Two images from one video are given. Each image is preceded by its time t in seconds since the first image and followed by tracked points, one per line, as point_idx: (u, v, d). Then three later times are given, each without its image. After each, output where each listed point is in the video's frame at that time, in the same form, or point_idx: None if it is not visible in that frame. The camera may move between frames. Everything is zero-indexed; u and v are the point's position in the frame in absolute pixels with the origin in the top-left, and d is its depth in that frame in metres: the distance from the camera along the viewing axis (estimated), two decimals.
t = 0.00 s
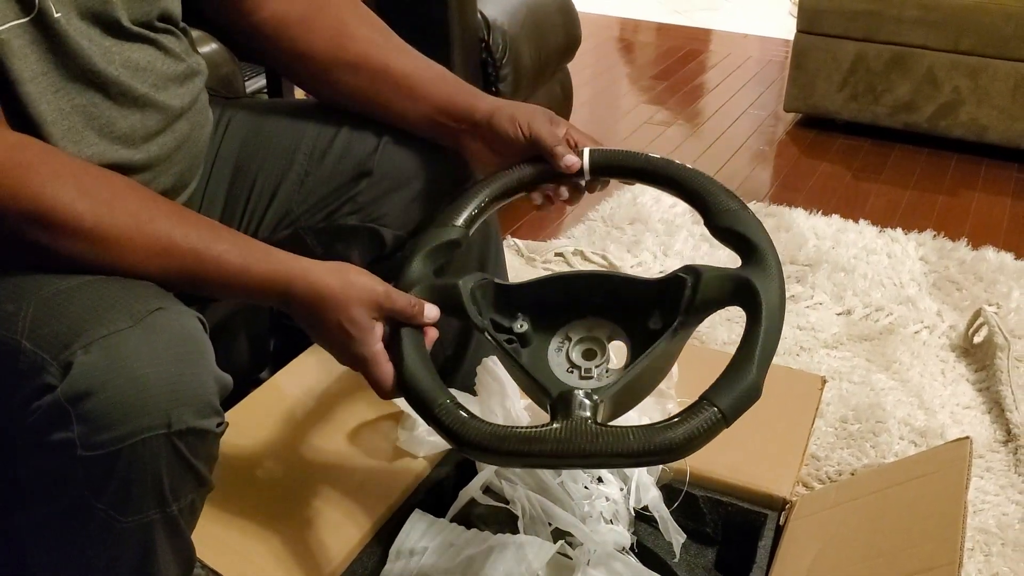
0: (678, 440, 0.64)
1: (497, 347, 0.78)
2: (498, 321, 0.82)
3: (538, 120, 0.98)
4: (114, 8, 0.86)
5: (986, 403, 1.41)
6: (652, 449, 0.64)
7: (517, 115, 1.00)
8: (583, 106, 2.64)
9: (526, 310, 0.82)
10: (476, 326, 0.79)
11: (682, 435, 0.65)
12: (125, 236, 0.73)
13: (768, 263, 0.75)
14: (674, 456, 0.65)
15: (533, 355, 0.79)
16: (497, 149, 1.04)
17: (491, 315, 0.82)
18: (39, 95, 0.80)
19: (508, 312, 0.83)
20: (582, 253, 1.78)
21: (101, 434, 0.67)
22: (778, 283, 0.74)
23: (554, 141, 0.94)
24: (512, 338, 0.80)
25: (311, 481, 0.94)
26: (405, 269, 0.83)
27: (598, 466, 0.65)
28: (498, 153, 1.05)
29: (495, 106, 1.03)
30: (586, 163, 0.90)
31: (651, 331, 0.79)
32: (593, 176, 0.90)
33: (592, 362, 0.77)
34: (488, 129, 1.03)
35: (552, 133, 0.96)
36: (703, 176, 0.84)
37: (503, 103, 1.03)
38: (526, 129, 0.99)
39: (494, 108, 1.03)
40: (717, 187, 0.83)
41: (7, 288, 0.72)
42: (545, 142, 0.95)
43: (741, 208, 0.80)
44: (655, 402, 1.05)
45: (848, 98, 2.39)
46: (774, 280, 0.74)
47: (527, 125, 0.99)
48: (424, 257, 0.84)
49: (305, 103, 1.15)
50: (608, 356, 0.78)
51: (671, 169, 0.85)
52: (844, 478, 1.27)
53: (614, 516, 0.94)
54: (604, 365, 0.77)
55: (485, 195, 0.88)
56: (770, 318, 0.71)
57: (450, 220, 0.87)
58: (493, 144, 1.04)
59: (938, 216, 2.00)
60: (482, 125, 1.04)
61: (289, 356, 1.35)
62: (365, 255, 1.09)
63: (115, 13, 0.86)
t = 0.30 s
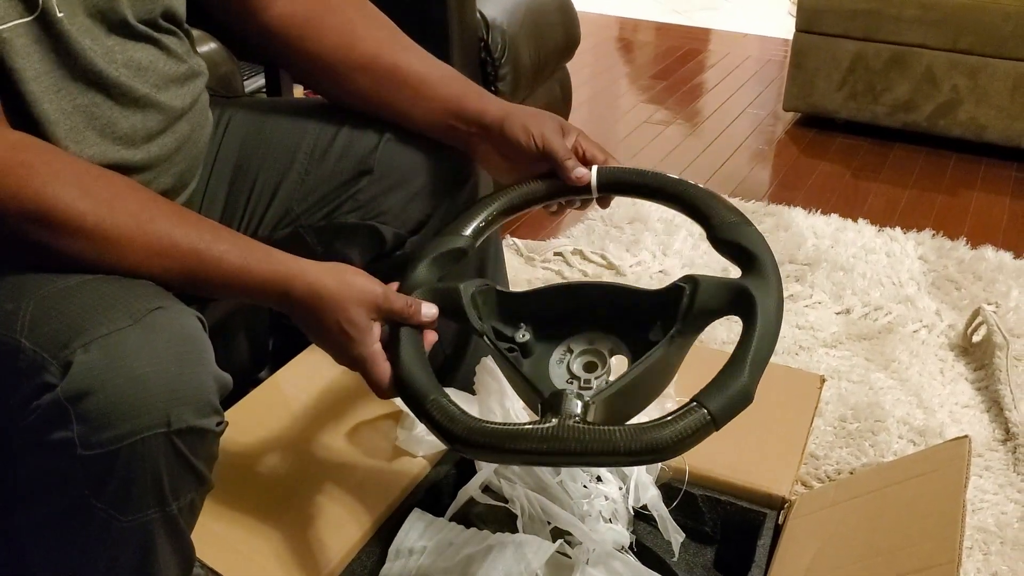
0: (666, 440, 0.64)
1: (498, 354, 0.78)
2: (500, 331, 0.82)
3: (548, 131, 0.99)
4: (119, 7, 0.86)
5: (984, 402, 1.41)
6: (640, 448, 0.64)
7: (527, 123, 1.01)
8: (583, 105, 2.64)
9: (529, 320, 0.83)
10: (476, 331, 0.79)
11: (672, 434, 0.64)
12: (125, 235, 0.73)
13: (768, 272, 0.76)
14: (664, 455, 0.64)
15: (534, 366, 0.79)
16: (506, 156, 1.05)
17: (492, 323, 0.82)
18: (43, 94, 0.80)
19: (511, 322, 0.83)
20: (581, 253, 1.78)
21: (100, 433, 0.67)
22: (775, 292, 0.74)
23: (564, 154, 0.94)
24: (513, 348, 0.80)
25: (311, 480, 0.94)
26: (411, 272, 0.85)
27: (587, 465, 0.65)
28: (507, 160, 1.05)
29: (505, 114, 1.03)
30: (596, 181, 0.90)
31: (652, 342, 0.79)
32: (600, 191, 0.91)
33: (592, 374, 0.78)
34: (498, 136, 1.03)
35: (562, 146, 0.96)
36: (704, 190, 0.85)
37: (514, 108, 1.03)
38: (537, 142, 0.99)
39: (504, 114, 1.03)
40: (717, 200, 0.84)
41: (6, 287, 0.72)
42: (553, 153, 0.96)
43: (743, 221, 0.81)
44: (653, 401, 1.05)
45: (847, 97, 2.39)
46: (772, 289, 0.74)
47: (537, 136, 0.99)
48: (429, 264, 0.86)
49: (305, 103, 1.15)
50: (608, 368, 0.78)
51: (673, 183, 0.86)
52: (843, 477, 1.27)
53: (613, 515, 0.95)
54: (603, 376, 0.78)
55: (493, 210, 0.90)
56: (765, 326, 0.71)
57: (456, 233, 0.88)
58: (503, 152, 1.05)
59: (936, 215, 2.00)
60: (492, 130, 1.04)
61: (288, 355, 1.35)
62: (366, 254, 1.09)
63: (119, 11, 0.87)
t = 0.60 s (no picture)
0: (661, 446, 0.64)
1: (495, 357, 0.78)
2: (499, 333, 0.82)
3: (552, 137, 0.99)
4: (121, 7, 0.86)
5: (983, 402, 1.41)
6: (636, 454, 0.64)
7: (531, 128, 1.01)
8: (581, 105, 2.64)
9: (529, 323, 0.83)
10: (475, 333, 0.79)
11: (667, 441, 0.64)
12: (124, 236, 0.73)
13: (768, 283, 0.76)
14: (660, 462, 0.64)
15: (532, 369, 0.79)
16: (509, 160, 1.05)
17: (491, 326, 0.83)
18: (43, 93, 0.80)
19: (510, 325, 0.83)
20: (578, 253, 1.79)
21: (98, 433, 0.67)
22: (774, 301, 0.74)
23: (568, 161, 0.95)
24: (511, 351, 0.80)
25: (309, 480, 0.94)
26: (411, 274, 0.85)
27: (581, 468, 0.65)
28: (510, 164, 1.06)
29: (509, 118, 1.03)
30: (597, 186, 0.91)
31: (650, 349, 0.79)
32: (602, 198, 0.92)
33: (590, 379, 0.78)
34: (502, 140, 1.04)
35: (566, 152, 0.97)
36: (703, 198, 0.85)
37: (519, 112, 1.03)
38: (542, 147, 0.99)
39: (509, 119, 1.03)
40: (716, 209, 0.84)
41: (5, 287, 0.72)
42: (558, 159, 0.96)
43: (743, 231, 0.81)
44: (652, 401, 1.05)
45: (846, 97, 2.39)
46: (771, 298, 0.74)
47: (542, 141, 0.99)
48: (430, 266, 0.86)
49: (304, 104, 1.15)
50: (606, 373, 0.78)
51: (673, 190, 0.86)
52: (842, 476, 1.27)
53: (611, 514, 0.95)
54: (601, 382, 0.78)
55: (494, 214, 0.90)
56: (762, 334, 0.71)
57: (457, 236, 0.88)
58: (505, 156, 1.05)
59: (935, 214, 2.00)
60: (496, 134, 1.04)
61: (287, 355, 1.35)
62: (364, 255, 1.09)
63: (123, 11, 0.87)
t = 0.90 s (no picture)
0: (663, 444, 0.64)
1: (496, 357, 0.78)
2: (499, 332, 0.82)
3: (553, 135, 0.99)
4: (119, 6, 0.86)
5: (983, 401, 1.41)
6: (638, 452, 0.64)
7: (531, 127, 1.01)
8: (581, 104, 2.64)
9: (529, 322, 0.83)
10: (475, 333, 0.79)
11: (669, 438, 0.64)
12: (124, 235, 0.73)
13: (769, 281, 0.76)
14: (662, 460, 0.64)
15: (533, 369, 0.79)
16: (509, 159, 1.05)
17: (491, 326, 0.82)
18: (42, 93, 0.80)
19: (510, 324, 0.83)
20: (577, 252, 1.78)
21: (98, 432, 0.67)
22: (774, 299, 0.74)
23: (568, 160, 0.95)
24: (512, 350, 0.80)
25: (309, 479, 0.94)
26: (411, 273, 0.85)
27: (583, 467, 0.65)
28: (510, 162, 1.06)
29: (510, 116, 1.03)
30: (596, 184, 0.91)
31: (650, 348, 0.79)
32: (602, 197, 0.91)
33: (590, 379, 0.78)
34: (503, 138, 1.04)
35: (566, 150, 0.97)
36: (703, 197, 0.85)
37: (519, 111, 1.03)
38: (542, 145, 0.99)
39: (509, 117, 1.03)
40: (716, 207, 0.84)
41: (4, 286, 0.71)
42: (557, 157, 0.96)
43: (743, 229, 0.81)
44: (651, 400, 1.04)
45: (845, 96, 2.39)
46: (771, 296, 0.74)
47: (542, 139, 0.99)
48: (431, 267, 0.86)
49: (303, 103, 1.15)
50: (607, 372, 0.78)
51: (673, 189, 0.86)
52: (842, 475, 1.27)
53: (611, 513, 0.95)
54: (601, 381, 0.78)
55: (493, 214, 0.90)
56: (763, 332, 0.71)
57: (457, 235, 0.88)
58: (505, 154, 1.05)
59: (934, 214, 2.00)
60: (496, 132, 1.04)
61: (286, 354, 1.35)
62: (363, 254, 1.09)
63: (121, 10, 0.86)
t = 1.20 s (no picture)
0: (656, 433, 0.63)
1: (498, 357, 0.78)
2: (499, 331, 0.82)
3: (555, 133, 0.99)
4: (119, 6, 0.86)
5: (982, 400, 1.41)
6: (630, 441, 0.63)
7: (533, 125, 1.01)
8: (581, 104, 2.64)
9: (530, 321, 0.83)
10: (475, 333, 0.79)
11: (661, 427, 0.64)
12: (123, 235, 0.73)
13: (768, 269, 0.75)
14: (656, 448, 0.64)
15: (535, 368, 0.79)
16: (512, 157, 1.05)
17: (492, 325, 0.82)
18: (42, 93, 0.80)
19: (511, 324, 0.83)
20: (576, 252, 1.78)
21: (97, 433, 0.67)
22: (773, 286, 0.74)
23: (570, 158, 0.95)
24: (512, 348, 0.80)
25: (308, 479, 0.94)
26: (412, 275, 0.85)
27: (577, 458, 0.65)
28: (512, 161, 1.06)
29: (512, 115, 1.03)
30: (596, 184, 0.90)
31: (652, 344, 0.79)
32: (602, 197, 0.91)
33: (592, 376, 0.78)
34: (506, 136, 1.04)
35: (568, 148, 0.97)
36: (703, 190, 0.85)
37: (520, 109, 1.03)
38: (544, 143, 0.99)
39: (512, 115, 1.03)
40: (716, 201, 0.83)
41: (3, 286, 0.71)
42: (560, 155, 0.96)
43: (742, 221, 0.81)
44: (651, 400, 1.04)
45: (845, 96, 2.39)
46: (770, 283, 0.74)
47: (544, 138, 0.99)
48: (431, 269, 0.86)
49: (303, 104, 1.15)
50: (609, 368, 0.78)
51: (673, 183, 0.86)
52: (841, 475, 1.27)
53: (611, 513, 0.95)
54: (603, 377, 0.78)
55: (494, 218, 0.90)
56: (762, 320, 0.71)
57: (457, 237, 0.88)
58: (508, 152, 1.05)
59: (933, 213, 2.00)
60: (499, 129, 1.04)
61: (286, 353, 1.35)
62: (362, 255, 1.09)
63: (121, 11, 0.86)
